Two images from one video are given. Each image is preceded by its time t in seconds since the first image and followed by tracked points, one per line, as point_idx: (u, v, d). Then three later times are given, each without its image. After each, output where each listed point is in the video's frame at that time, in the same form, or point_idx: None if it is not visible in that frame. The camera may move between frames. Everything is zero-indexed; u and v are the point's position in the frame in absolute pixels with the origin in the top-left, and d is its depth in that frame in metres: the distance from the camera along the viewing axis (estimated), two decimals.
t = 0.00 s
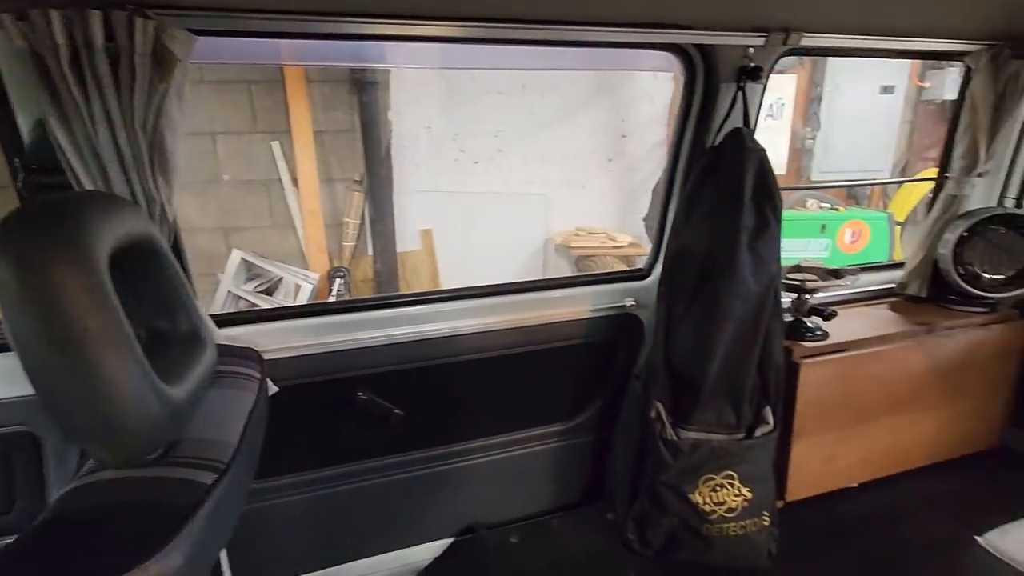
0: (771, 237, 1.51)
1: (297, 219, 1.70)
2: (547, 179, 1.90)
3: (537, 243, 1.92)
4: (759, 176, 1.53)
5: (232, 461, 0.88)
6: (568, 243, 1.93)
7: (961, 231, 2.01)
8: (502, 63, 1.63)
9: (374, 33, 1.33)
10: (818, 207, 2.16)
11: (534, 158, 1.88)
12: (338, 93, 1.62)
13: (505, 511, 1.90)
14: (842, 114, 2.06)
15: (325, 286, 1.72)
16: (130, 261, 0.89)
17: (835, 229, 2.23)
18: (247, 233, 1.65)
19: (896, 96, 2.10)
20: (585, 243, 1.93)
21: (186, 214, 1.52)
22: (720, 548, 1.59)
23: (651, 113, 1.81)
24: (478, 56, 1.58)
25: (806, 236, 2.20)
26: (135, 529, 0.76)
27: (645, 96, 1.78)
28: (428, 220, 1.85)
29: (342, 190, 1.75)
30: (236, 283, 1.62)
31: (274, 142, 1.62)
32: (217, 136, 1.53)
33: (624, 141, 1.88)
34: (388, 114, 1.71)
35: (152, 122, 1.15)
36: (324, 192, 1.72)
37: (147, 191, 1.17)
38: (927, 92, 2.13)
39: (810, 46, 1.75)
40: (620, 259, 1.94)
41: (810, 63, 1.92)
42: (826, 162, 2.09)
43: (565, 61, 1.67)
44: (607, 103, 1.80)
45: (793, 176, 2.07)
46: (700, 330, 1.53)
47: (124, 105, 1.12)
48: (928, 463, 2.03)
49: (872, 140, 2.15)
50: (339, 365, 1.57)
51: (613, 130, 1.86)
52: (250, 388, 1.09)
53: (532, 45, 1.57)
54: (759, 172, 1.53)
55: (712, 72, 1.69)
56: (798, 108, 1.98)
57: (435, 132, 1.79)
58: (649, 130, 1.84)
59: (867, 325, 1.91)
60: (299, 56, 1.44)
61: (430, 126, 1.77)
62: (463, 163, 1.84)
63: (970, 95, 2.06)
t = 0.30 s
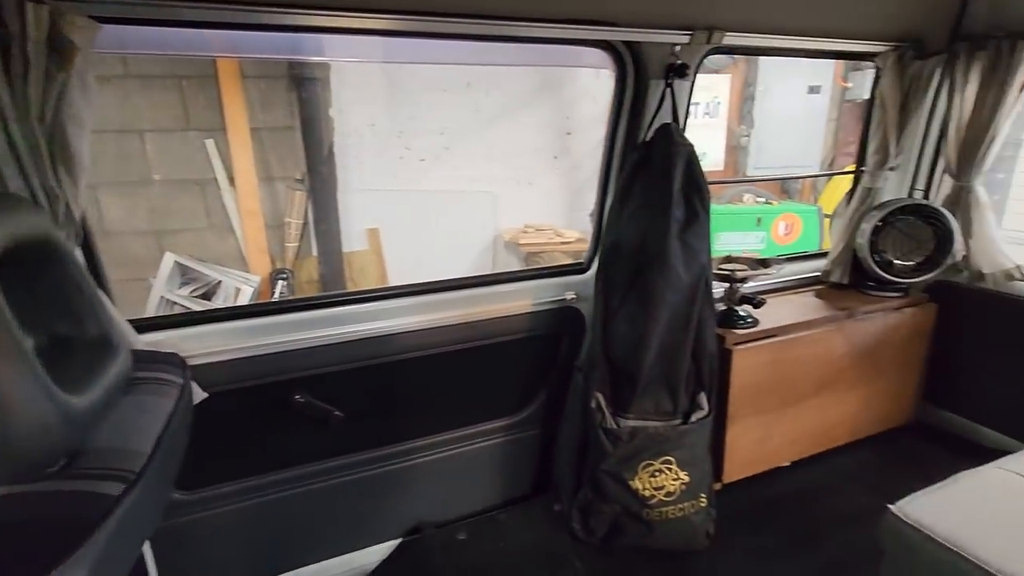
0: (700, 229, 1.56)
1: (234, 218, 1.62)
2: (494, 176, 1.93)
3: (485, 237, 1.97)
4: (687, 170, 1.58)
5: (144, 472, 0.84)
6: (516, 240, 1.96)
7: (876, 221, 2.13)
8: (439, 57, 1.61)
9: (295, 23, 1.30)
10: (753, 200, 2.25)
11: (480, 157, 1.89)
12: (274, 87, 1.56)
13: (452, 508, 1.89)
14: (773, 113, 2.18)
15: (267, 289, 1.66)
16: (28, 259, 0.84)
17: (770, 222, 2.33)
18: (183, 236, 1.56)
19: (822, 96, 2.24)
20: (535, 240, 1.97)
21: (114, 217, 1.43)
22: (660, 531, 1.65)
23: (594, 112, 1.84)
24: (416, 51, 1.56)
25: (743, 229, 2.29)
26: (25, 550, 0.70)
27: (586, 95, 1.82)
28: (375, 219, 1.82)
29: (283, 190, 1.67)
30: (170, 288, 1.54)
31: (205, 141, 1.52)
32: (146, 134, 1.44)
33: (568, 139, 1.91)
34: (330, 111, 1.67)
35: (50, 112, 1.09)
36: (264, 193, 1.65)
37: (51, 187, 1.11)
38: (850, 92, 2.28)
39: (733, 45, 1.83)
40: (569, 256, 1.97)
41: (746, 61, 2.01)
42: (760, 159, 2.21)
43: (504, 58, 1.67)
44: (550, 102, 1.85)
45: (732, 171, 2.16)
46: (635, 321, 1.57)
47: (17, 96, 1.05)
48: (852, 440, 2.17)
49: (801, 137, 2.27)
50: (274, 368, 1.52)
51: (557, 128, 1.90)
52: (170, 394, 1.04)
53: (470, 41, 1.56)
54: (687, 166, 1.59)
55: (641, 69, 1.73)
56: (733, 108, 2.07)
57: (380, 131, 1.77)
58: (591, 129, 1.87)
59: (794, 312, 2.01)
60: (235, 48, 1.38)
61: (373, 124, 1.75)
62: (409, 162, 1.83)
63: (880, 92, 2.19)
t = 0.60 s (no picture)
0: (640, 225, 1.63)
1: (171, 219, 1.52)
2: (443, 174, 1.88)
3: (435, 238, 1.92)
4: (626, 167, 1.64)
5: (70, 480, 0.81)
6: (468, 238, 1.95)
7: (803, 214, 2.26)
8: (382, 55, 1.59)
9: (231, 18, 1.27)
10: (697, 195, 2.35)
11: (430, 157, 1.85)
12: (211, 83, 1.48)
13: (405, 508, 1.89)
14: (713, 113, 2.26)
15: (208, 293, 1.59)
16: None
17: (712, 216, 2.44)
18: (114, 241, 1.46)
19: (757, 95, 2.34)
20: (486, 237, 1.97)
21: (36, 218, 1.34)
22: (609, 517, 1.70)
23: (541, 110, 1.87)
24: (359, 48, 1.54)
25: (685, 224, 2.39)
26: None
27: (533, 95, 1.85)
28: (323, 219, 1.75)
29: (223, 190, 1.58)
30: (102, 294, 1.46)
31: (138, 138, 1.42)
32: (72, 131, 1.35)
33: (517, 137, 1.91)
34: (271, 108, 1.58)
35: None
36: (203, 194, 1.56)
37: None
38: (782, 92, 2.41)
39: (666, 47, 1.91)
40: (519, 252, 2.01)
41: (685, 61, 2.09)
42: (702, 157, 2.30)
43: (446, 56, 1.67)
44: (498, 100, 1.84)
45: (675, 167, 2.23)
46: (579, 314, 1.61)
47: None
48: (786, 421, 2.30)
49: (739, 135, 2.37)
50: (214, 374, 1.48)
51: (505, 127, 1.89)
52: (98, 402, 1.00)
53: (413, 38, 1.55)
54: (625, 164, 1.64)
55: (580, 69, 1.78)
56: (675, 107, 2.15)
57: (326, 129, 1.69)
58: (538, 127, 1.89)
59: (730, 302, 2.11)
60: (166, 43, 1.33)
61: (318, 123, 1.67)
62: (358, 160, 1.76)
63: (804, 93, 2.33)
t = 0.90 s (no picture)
0: (589, 219, 1.68)
1: (106, 219, 1.45)
2: (396, 172, 1.88)
3: (389, 236, 1.91)
4: (574, 163, 1.68)
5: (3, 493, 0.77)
6: (422, 235, 1.95)
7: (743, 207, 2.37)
8: (330, 50, 1.58)
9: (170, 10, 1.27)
10: (647, 190, 2.43)
11: (382, 154, 1.84)
12: (147, 80, 1.43)
13: (364, 507, 1.88)
14: (659, 111, 2.34)
15: (150, 296, 1.52)
16: None
17: (661, 212, 2.54)
18: (44, 243, 1.38)
19: (700, 94, 2.46)
20: (442, 234, 1.98)
21: None
22: (566, 504, 1.75)
23: (493, 108, 1.90)
24: (305, 43, 1.53)
25: (636, 219, 2.46)
26: None
27: (485, 92, 1.87)
28: (272, 217, 1.71)
29: (163, 190, 1.53)
30: (30, 302, 1.37)
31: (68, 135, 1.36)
32: None
33: (470, 134, 1.93)
34: (214, 104, 1.54)
35: None
36: (141, 194, 1.50)
37: None
38: (724, 91, 2.53)
39: (611, 46, 1.97)
40: (476, 248, 2.03)
41: (634, 60, 2.16)
42: (650, 154, 2.38)
43: (397, 52, 1.67)
44: (450, 97, 1.85)
45: (625, 163, 2.31)
46: (533, 307, 1.64)
47: None
48: (732, 404, 2.42)
49: (684, 131, 2.47)
50: (160, 377, 1.44)
51: (457, 124, 1.90)
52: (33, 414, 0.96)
53: (362, 34, 1.55)
54: (574, 160, 1.68)
55: (528, 66, 1.81)
56: (624, 105, 2.22)
57: (274, 125, 1.65)
58: (490, 124, 1.92)
59: (677, 292, 2.20)
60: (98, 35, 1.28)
61: (263, 119, 1.62)
62: (307, 157, 1.72)
63: (741, 92, 2.45)
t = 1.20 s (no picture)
0: (538, 214, 1.70)
1: (24, 223, 1.35)
2: (344, 170, 1.83)
3: (338, 235, 1.85)
4: (522, 159, 1.69)
5: None
6: (373, 234, 1.91)
7: (686, 202, 2.45)
8: (272, 43, 1.55)
9: None
10: (597, 186, 2.48)
11: (328, 152, 1.78)
12: (69, 71, 1.33)
13: (315, 511, 1.84)
14: (603, 107, 2.40)
15: (78, 303, 1.41)
16: None
17: (610, 207, 2.58)
18: None
19: (646, 92, 2.54)
20: (394, 233, 1.95)
21: None
22: (521, 497, 1.76)
23: (441, 103, 1.88)
24: (241, 33, 1.47)
25: (585, 215, 2.50)
26: None
27: (433, 88, 1.85)
28: (211, 218, 1.62)
29: (90, 188, 1.42)
30: None
31: None
32: None
33: (419, 130, 1.90)
34: (146, 98, 1.45)
35: None
36: (66, 194, 1.39)
37: None
38: (669, 89, 2.59)
39: (556, 43, 1.99)
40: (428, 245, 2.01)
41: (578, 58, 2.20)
42: (599, 151, 2.44)
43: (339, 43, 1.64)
44: (397, 93, 1.82)
45: (575, 159, 2.35)
46: (483, 302, 1.65)
47: None
48: (680, 392, 2.50)
49: (629, 129, 2.54)
50: (90, 386, 1.35)
51: (406, 120, 1.87)
52: None
53: (303, 26, 1.52)
54: (522, 155, 1.70)
55: (473, 62, 1.81)
56: (571, 103, 2.26)
57: (213, 122, 1.56)
58: (439, 120, 1.90)
59: (626, 285, 2.25)
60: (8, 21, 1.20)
61: (201, 114, 1.54)
62: (247, 155, 1.64)
63: (682, 90, 2.52)
